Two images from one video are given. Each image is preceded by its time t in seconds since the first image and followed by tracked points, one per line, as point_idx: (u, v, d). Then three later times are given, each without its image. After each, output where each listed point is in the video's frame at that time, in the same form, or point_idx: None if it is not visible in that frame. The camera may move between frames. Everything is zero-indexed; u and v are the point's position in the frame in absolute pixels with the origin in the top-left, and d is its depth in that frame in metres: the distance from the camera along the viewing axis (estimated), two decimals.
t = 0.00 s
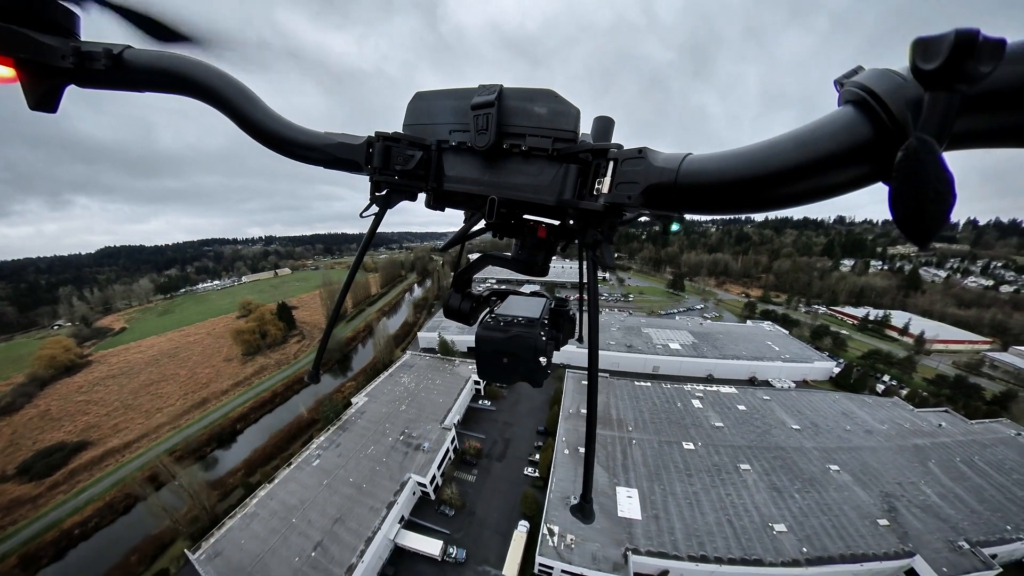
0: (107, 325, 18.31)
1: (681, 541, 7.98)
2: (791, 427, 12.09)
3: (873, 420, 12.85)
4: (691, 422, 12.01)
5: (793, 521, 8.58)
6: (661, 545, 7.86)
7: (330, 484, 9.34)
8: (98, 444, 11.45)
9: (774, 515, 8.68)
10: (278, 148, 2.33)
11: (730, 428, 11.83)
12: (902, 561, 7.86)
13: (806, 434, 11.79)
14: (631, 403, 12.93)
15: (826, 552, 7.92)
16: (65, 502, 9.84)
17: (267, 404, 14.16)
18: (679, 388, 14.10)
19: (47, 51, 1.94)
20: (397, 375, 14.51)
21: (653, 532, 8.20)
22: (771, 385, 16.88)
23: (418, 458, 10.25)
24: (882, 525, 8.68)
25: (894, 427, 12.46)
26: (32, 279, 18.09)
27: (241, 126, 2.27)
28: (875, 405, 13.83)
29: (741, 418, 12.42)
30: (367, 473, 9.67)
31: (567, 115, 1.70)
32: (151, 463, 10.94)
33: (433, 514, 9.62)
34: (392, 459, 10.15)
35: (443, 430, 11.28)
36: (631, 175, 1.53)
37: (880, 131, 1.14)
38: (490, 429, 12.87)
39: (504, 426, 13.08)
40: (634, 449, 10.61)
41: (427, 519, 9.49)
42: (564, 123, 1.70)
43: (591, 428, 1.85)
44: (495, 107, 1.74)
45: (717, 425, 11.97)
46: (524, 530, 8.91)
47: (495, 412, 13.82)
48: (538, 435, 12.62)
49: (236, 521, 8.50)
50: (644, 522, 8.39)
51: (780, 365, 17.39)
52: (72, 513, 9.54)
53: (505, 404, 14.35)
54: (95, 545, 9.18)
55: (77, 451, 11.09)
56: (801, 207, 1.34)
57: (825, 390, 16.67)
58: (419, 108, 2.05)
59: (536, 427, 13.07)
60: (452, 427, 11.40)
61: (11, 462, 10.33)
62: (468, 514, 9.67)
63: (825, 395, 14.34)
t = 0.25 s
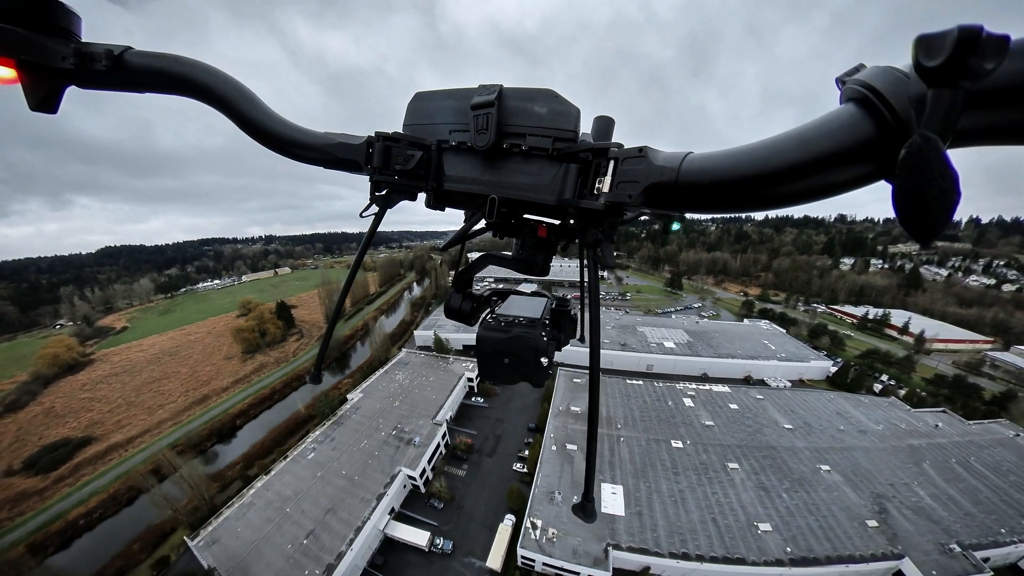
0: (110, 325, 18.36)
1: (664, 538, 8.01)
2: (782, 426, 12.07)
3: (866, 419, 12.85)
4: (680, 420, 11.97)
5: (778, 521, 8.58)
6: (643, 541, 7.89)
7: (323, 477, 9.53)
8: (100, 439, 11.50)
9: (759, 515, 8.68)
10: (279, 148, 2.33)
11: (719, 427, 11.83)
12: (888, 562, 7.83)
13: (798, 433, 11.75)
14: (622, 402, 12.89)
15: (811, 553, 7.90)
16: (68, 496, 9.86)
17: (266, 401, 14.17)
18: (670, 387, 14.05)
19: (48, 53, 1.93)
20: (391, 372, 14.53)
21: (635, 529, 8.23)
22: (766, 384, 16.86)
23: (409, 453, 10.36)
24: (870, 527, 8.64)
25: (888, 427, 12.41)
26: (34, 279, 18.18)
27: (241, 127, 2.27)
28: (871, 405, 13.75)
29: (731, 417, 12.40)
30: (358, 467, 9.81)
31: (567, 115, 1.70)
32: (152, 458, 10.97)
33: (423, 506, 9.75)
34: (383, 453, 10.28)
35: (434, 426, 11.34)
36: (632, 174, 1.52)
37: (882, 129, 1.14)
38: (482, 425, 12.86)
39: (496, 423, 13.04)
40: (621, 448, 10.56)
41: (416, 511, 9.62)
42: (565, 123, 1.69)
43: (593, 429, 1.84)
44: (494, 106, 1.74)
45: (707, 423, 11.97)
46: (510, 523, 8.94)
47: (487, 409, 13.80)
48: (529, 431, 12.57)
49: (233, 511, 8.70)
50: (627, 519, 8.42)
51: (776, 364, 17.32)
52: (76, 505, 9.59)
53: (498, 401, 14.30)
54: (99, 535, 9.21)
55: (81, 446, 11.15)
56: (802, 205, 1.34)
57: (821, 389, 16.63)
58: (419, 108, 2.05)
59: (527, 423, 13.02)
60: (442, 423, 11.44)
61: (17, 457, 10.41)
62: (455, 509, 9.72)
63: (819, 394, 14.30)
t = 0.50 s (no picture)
0: (111, 324, 18.37)
1: (644, 537, 8.04)
2: (771, 426, 12.08)
3: (856, 420, 12.88)
4: (668, 420, 11.96)
5: (761, 522, 8.56)
6: (622, 539, 7.98)
7: (315, 470, 9.63)
8: (101, 435, 11.50)
9: (743, 516, 8.67)
10: (278, 149, 2.33)
11: (706, 426, 11.84)
12: (871, 565, 7.75)
13: (786, 435, 11.74)
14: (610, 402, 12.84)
15: (792, 554, 7.88)
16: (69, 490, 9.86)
17: (264, 397, 14.18)
18: (659, 386, 14.02)
19: (47, 52, 1.93)
20: (385, 370, 14.54)
21: (615, 526, 8.32)
22: (758, 384, 16.83)
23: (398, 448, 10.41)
24: (856, 529, 8.60)
25: (879, 429, 12.39)
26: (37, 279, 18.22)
27: (239, 126, 2.28)
28: (862, 407, 13.74)
29: (718, 417, 12.42)
30: (348, 461, 9.89)
31: (567, 116, 1.70)
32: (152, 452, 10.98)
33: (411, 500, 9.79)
34: (373, 448, 10.34)
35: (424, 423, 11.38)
36: (631, 174, 1.53)
37: (881, 128, 1.14)
38: (472, 422, 12.84)
39: (486, 421, 13.01)
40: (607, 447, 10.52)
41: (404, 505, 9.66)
42: (564, 124, 1.69)
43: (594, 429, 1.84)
44: (494, 107, 1.74)
45: (694, 423, 11.96)
46: (494, 517, 8.97)
47: (479, 407, 13.77)
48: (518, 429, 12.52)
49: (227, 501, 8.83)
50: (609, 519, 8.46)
51: (770, 365, 17.28)
52: (78, 497, 9.62)
53: (490, 399, 14.26)
54: (100, 527, 9.25)
55: (83, 441, 11.17)
56: (802, 205, 1.34)
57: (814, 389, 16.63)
58: (418, 109, 2.05)
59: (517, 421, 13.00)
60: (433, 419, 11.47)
61: (20, 452, 10.44)
62: (441, 505, 9.73)
63: (810, 394, 14.30)
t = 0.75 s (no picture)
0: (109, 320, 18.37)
1: (622, 535, 8.06)
2: (758, 427, 12.08)
3: (846, 420, 12.88)
4: (655, 419, 11.98)
5: (741, 522, 8.56)
6: (600, 536, 8.00)
7: (306, 464, 9.71)
8: (98, 429, 11.50)
9: (723, 516, 8.66)
10: (280, 149, 2.33)
11: (692, 426, 11.85)
12: (853, 568, 7.72)
13: (773, 435, 11.75)
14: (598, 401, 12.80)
15: (770, 555, 7.87)
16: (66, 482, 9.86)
17: (259, 393, 14.17)
18: (647, 386, 14.02)
19: (49, 54, 1.93)
20: (378, 368, 14.56)
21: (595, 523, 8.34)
22: (749, 385, 16.82)
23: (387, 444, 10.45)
24: (838, 531, 8.56)
25: (868, 430, 12.37)
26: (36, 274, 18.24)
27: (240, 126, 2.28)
28: (853, 408, 13.73)
29: (706, 417, 12.42)
30: (337, 456, 9.96)
31: (568, 116, 1.70)
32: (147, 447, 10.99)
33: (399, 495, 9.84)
34: (363, 443, 10.40)
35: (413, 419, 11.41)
36: (632, 175, 1.53)
37: (882, 130, 1.14)
38: (462, 420, 12.85)
39: (475, 418, 13.00)
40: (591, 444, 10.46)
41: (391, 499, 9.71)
42: (565, 124, 1.70)
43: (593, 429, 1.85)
44: (495, 107, 1.74)
45: (681, 423, 11.96)
46: (477, 513, 9.00)
47: (470, 404, 13.78)
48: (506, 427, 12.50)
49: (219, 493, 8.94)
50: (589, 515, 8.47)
51: (761, 366, 17.25)
52: (75, 490, 9.65)
53: (480, 396, 14.28)
54: (97, 519, 9.28)
55: (81, 435, 11.20)
56: (803, 207, 1.34)
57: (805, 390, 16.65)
58: (420, 109, 2.05)
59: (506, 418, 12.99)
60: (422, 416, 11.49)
61: (19, 444, 10.47)
62: (427, 500, 9.75)
63: (801, 395, 14.30)
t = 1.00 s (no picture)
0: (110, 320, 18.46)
1: (603, 533, 8.08)
2: (747, 427, 12.12)
3: (836, 422, 12.89)
4: (643, 419, 11.99)
5: (724, 522, 8.57)
6: (580, 532, 8.02)
7: (299, 457, 9.74)
8: (99, 425, 11.50)
9: (706, 516, 8.66)
10: (279, 147, 2.32)
11: (681, 426, 11.85)
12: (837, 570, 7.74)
13: (762, 436, 11.77)
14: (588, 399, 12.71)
15: (750, 555, 7.89)
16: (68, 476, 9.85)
17: (258, 390, 14.16)
18: (637, 386, 14.01)
19: (47, 50, 1.93)
20: (372, 365, 14.55)
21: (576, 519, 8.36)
22: (741, 385, 16.84)
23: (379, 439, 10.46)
24: (823, 533, 8.56)
25: (860, 432, 12.38)
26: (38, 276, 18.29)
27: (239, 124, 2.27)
28: (844, 410, 13.74)
29: (696, 417, 12.42)
30: (329, 449, 9.99)
31: (567, 114, 1.69)
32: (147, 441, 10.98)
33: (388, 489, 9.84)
34: (354, 437, 10.40)
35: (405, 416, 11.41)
36: (633, 174, 1.52)
37: (885, 129, 1.13)
38: (453, 417, 12.83)
39: (466, 416, 12.97)
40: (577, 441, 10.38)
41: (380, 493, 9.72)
42: (565, 123, 1.69)
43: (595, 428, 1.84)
44: (495, 105, 1.73)
45: (670, 423, 11.93)
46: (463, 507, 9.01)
47: (462, 402, 13.77)
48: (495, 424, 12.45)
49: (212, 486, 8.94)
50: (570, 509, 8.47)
51: (754, 367, 17.23)
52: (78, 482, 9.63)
53: (473, 395, 14.27)
54: (100, 508, 9.30)
55: (83, 430, 11.21)
56: (806, 206, 1.34)
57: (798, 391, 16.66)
58: (419, 108, 2.04)
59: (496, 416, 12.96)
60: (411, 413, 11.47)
61: (21, 441, 10.50)
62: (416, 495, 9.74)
63: (793, 397, 14.31)
